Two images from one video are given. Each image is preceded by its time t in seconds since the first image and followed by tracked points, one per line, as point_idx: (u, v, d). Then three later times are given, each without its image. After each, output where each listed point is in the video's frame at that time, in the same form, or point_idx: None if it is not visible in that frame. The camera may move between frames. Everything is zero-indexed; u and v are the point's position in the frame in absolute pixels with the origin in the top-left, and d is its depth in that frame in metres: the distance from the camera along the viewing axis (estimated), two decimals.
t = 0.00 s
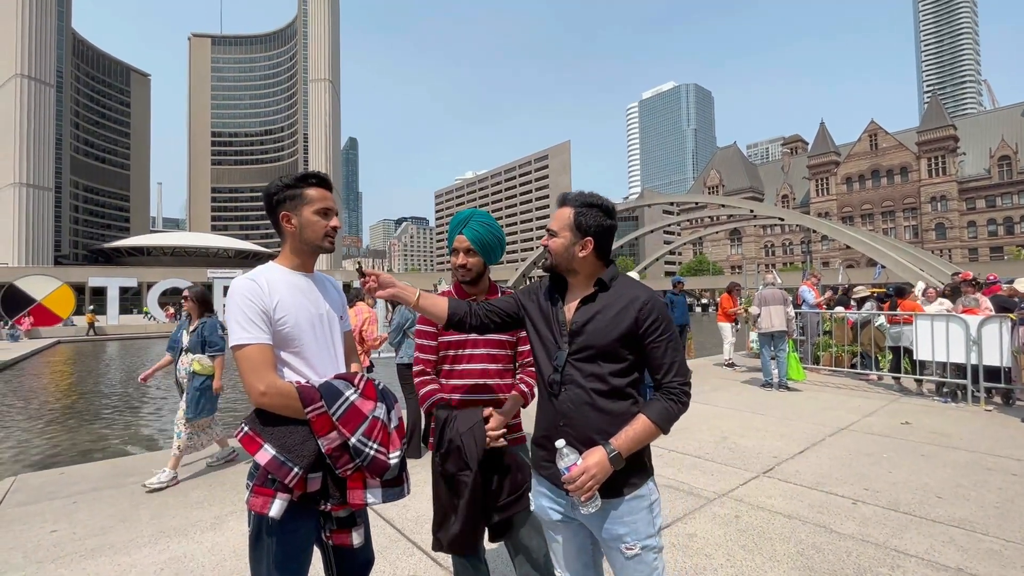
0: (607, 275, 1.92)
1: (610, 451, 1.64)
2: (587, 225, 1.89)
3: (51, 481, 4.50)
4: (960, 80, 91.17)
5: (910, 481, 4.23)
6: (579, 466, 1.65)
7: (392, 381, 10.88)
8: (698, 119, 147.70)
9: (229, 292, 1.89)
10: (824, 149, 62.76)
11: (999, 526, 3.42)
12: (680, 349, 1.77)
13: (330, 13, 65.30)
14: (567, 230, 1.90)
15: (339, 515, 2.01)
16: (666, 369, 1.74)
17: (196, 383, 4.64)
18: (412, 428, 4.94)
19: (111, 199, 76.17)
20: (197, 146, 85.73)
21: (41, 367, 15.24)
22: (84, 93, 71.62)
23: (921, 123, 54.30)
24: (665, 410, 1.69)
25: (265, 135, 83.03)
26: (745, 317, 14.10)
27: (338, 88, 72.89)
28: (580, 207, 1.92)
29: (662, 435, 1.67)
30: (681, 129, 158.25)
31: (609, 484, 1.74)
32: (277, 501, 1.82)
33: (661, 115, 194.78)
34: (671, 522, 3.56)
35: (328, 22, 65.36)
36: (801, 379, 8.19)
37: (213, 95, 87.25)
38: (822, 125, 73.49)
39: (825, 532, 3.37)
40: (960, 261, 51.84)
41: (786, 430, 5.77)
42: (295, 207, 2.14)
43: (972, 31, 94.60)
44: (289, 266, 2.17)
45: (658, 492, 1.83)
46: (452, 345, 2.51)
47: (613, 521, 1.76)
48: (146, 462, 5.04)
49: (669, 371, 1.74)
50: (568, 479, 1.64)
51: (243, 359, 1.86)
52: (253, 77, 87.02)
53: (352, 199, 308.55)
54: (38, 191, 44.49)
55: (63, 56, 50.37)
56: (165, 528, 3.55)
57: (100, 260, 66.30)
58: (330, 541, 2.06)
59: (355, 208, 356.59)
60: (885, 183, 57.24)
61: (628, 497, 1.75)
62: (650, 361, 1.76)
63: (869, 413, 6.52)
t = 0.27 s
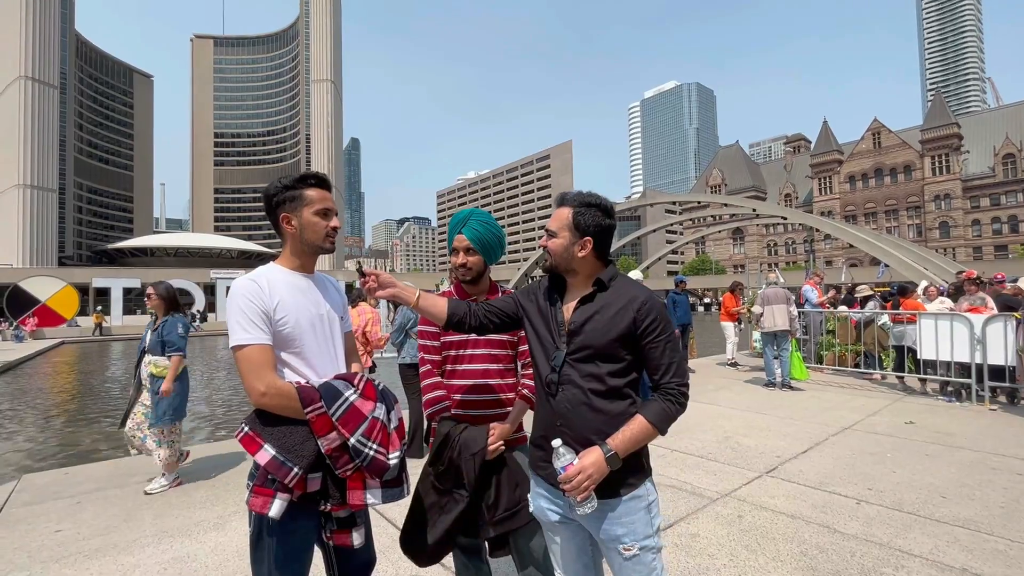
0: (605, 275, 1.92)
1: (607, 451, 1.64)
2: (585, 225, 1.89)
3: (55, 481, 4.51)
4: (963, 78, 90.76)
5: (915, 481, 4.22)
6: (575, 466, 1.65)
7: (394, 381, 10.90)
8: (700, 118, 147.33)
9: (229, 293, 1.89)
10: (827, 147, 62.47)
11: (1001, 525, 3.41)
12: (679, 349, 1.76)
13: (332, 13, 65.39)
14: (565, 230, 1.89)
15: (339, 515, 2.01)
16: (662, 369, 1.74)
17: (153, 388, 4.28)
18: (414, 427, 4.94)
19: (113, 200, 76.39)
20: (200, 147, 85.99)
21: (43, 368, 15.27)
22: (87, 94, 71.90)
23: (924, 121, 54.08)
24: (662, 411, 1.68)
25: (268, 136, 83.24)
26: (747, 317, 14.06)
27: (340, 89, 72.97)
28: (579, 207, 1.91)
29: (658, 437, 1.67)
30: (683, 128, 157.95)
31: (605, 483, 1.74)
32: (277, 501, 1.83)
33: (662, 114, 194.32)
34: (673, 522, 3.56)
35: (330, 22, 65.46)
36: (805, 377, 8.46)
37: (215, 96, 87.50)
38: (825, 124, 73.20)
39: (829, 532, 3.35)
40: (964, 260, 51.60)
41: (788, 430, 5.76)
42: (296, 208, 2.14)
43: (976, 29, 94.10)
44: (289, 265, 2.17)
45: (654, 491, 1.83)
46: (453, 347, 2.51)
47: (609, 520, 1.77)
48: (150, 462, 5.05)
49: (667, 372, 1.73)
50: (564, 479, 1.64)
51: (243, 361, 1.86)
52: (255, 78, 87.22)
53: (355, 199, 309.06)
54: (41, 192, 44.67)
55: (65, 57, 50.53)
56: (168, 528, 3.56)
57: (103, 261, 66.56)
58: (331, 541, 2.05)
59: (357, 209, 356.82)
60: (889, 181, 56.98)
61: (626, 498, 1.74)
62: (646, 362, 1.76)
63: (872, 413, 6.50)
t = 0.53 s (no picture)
0: (606, 275, 1.91)
1: (608, 452, 1.63)
2: (585, 225, 1.88)
3: (58, 482, 4.53)
4: (966, 76, 90.49)
5: (919, 480, 4.20)
6: (577, 466, 1.65)
7: (396, 382, 10.93)
8: (702, 117, 147.28)
9: (230, 295, 1.90)
10: (829, 146, 62.33)
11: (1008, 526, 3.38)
12: (676, 349, 1.75)
13: (333, 14, 65.51)
14: (565, 230, 1.89)
15: (339, 515, 2.02)
16: (664, 369, 1.73)
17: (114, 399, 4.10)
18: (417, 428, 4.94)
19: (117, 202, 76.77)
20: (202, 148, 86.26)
21: (47, 368, 15.37)
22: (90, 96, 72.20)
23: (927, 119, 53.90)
24: (663, 410, 1.67)
25: (270, 137, 83.48)
26: (749, 316, 14.03)
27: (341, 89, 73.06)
28: (579, 208, 1.91)
29: (659, 436, 1.66)
30: (685, 128, 157.82)
31: (606, 484, 1.73)
32: (277, 504, 1.82)
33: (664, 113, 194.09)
34: (676, 522, 3.54)
35: (331, 23, 65.58)
36: (808, 377, 8.58)
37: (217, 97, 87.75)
38: (827, 123, 73.03)
39: (831, 532, 3.35)
40: (968, 258, 51.39)
41: (790, 430, 5.76)
42: (296, 209, 2.14)
43: (979, 26, 93.72)
44: (291, 266, 2.17)
45: (657, 492, 1.82)
46: (455, 349, 2.51)
47: (611, 521, 1.76)
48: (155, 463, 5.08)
49: (665, 372, 1.73)
50: (565, 480, 1.64)
51: (243, 362, 1.86)
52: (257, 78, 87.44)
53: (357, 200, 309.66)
54: (45, 194, 44.88)
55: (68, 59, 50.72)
56: (171, 529, 3.57)
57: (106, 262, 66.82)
58: (332, 542, 2.06)
59: (360, 210, 356.99)
60: (891, 180, 56.86)
61: (627, 497, 1.74)
62: (648, 362, 1.75)
63: (875, 412, 6.47)
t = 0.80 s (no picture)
0: (607, 274, 1.90)
1: (611, 450, 1.63)
2: (585, 225, 1.88)
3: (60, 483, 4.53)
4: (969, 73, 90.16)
5: (923, 480, 4.18)
6: (580, 465, 1.65)
7: (398, 382, 10.93)
8: (703, 116, 147.25)
9: (231, 295, 1.90)
10: (831, 145, 62.20)
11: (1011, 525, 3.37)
12: (677, 347, 1.74)
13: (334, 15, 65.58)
14: (565, 230, 1.88)
15: (341, 516, 2.02)
16: (665, 367, 1.72)
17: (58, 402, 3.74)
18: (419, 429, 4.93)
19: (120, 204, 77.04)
20: (204, 149, 86.46)
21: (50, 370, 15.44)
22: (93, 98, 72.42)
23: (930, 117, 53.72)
24: (666, 409, 1.67)
25: (272, 137, 83.61)
26: (752, 315, 14.00)
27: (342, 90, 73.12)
28: (579, 207, 1.91)
29: (660, 435, 1.66)
30: (686, 127, 157.51)
31: (610, 483, 1.73)
32: (279, 503, 1.82)
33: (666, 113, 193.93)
34: (679, 522, 3.54)
35: (332, 24, 65.64)
36: (811, 376, 8.57)
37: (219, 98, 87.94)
38: (829, 121, 72.87)
39: (835, 532, 3.33)
40: (971, 257, 51.18)
41: (792, 429, 5.75)
42: (296, 209, 2.14)
43: (982, 24, 93.35)
44: (289, 267, 2.17)
45: (660, 489, 1.82)
46: (456, 350, 2.51)
47: (614, 520, 1.75)
48: (156, 463, 5.08)
49: (667, 370, 1.71)
50: (569, 479, 1.64)
51: (244, 364, 1.86)
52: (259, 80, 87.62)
53: (359, 201, 310.02)
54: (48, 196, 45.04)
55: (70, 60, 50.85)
56: (174, 529, 3.56)
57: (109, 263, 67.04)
58: (334, 541, 2.06)
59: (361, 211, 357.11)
60: (894, 179, 56.72)
61: (631, 497, 1.73)
62: (649, 361, 1.74)
63: (878, 412, 6.44)
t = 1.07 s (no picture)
0: (606, 273, 1.89)
1: (611, 451, 1.62)
2: (582, 225, 1.87)
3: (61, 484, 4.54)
4: (971, 72, 89.91)
5: (926, 480, 4.16)
6: (578, 466, 1.65)
7: (399, 383, 10.92)
8: (705, 115, 147.25)
9: (231, 296, 1.90)
10: (833, 144, 62.10)
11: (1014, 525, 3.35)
12: (677, 347, 1.73)
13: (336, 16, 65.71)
14: (564, 229, 1.87)
15: (341, 517, 2.01)
16: (665, 366, 1.71)
17: None
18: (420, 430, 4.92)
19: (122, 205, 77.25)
20: (206, 150, 86.64)
21: (52, 370, 15.49)
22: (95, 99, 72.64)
23: (932, 116, 53.60)
24: (665, 408, 1.66)
25: (273, 138, 83.75)
26: (753, 315, 13.97)
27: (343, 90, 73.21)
28: (576, 207, 1.90)
29: (661, 434, 1.64)
30: (687, 126, 157.37)
31: (608, 483, 1.73)
32: (277, 504, 1.81)
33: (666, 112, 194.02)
34: (681, 522, 3.53)
35: (333, 25, 65.75)
36: (813, 376, 8.47)
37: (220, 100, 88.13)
38: (831, 120, 72.76)
39: (838, 532, 3.32)
40: (973, 256, 51.01)
41: (794, 429, 5.74)
42: (296, 210, 2.14)
43: (984, 22, 93.10)
44: (289, 268, 2.17)
45: (661, 491, 1.81)
46: (455, 352, 2.51)
47: (615, 521, 1.74)
48: (157, 464, 5.08)
49: (667, 369, 1.71)
50: (569, 479, 1.64)
51: (241, 364, 1.85)
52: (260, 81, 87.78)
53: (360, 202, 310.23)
54: (50, 197, 45.18)
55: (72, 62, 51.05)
56: (177, 529, 3.58)
57: (111, 264, 67.21)
58: (336, 540, 2.05)
59: (363, 212, 357.24)
60: (895, 178, 56.61)
61: (632, 497, 1.72)
62: (648, 359, 1.74)
63: (879, 412, 6.42)
